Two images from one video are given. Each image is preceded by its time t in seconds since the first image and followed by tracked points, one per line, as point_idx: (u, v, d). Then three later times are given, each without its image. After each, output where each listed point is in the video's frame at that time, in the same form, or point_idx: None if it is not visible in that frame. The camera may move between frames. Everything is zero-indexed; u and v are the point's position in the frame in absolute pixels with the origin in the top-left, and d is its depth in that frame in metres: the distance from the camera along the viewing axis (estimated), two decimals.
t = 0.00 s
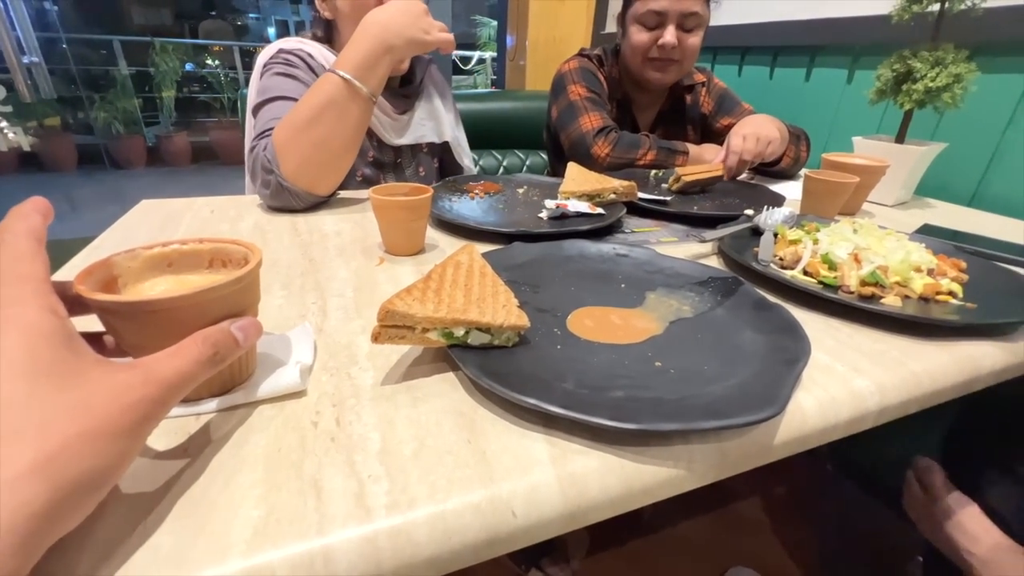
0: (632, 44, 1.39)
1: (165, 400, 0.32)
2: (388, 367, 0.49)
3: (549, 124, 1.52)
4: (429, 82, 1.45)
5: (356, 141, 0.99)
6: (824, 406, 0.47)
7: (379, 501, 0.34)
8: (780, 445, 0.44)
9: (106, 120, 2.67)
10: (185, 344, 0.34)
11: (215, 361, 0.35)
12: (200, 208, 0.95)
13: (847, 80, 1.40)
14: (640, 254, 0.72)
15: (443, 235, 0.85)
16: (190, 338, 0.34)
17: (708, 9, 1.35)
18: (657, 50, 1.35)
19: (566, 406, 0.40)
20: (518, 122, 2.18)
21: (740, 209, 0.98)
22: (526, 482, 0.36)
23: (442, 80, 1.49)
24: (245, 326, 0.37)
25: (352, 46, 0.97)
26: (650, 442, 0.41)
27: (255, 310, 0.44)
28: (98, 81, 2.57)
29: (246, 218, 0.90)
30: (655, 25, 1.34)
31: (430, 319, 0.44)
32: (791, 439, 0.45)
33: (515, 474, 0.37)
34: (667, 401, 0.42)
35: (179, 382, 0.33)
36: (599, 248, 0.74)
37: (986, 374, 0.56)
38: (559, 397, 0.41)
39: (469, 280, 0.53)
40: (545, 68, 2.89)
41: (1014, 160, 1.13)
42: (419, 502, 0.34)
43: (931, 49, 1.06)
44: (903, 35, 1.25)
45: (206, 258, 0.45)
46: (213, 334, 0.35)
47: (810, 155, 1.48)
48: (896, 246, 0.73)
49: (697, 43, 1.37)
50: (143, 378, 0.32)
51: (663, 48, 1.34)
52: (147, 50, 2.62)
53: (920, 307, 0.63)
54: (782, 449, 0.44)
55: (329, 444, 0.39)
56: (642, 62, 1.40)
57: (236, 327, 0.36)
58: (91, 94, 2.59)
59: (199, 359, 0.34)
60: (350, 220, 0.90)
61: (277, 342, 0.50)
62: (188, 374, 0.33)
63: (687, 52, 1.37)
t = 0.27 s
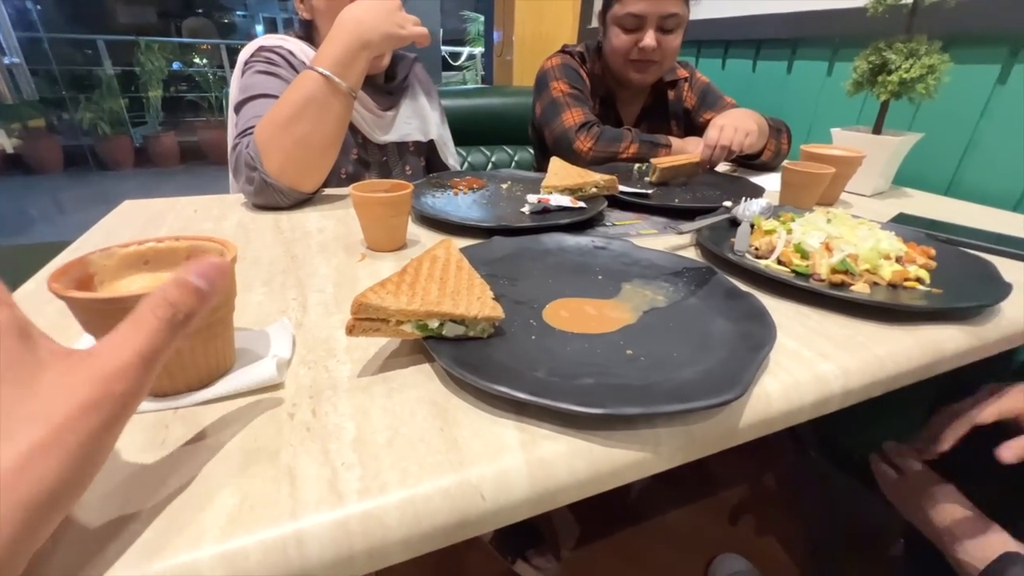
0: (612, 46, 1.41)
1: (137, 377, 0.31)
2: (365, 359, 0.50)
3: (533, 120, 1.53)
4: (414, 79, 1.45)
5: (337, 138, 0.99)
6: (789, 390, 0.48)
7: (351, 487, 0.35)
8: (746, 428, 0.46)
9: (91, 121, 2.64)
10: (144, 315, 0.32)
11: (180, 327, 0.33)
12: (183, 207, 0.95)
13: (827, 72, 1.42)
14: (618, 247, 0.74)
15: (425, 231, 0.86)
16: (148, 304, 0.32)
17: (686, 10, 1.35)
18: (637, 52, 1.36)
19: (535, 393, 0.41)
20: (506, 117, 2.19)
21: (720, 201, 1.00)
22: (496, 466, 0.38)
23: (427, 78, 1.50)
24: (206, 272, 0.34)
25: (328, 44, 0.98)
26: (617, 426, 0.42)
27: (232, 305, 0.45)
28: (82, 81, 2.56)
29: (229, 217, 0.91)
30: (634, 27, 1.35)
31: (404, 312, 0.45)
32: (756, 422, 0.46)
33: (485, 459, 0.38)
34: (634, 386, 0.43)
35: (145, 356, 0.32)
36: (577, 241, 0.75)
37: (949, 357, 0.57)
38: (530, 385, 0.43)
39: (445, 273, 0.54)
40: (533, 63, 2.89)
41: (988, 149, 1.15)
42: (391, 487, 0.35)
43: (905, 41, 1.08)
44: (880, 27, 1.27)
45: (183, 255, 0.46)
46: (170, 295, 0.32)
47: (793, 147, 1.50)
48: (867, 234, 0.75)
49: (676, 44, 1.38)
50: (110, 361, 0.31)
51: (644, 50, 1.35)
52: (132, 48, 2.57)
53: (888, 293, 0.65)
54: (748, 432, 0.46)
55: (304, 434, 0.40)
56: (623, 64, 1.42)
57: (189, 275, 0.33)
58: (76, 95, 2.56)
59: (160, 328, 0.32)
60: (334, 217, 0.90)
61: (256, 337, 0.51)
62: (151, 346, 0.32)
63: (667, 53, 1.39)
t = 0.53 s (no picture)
0: (592, 34, 1.39)
1: (117, 306, 0.22)
2: (332, 344, 0.49)
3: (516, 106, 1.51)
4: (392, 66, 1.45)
5: (314, 123, 0.98)
6: (761, 366, 0.48)
7: (310, 470, 0.35)
8: (717, 404, 0.45)
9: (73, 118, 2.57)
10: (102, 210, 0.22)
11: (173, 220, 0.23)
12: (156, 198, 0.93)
13: (811, 53, 1.41)
14: (596, 229, 0.73)
15: (403, 217, 0.85)
16: (105, 199, 0.23)
17: None
18: (617, 39, 1.35)
19: (501, 372, 0.41)
20: (492, 105, 2.16)
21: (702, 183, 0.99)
22: (460, 446, 0.37)
23: (405, 65, 1.49)
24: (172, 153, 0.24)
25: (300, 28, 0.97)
26: (586, 405, 0.42)
27: (191, 290, 0.44)
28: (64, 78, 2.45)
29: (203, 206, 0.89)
30: (612, 14, 1.34)
31: (367, 294, 0.44)
32: (728, 398, 0.46)
33: (450, 440, 0.38)
34: (603, 364, 0.43)
35: (126, 270, 0.22)
36: (555, 224, 0.74)
37: (923, 330, 0.57)
38: (496, 364, 0.42)
39: (414, 256, 0.53)
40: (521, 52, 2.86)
41: (970, 127, 1.15)
42: (351, 470, 0.35)
43: (885, 19, 1.07)
44: (862, 6, 1.26)
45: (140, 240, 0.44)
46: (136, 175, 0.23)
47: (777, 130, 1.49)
48: (846, 212, 0.74)
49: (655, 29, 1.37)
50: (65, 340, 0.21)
51: (624, 37, 1.34)
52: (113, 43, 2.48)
53: (865, 270, 0.65)
54: (720, 408, 0.46)
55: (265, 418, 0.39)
56: (604, 51, 1.40)
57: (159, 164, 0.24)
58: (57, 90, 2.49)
59: (142, 227, 0.23)
60: (310, 205, 0.89)
61: (221, 324, 0.50)
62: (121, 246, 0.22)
63: (647, 38, 1.37)
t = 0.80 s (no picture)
0: (580, 14, 1.35)
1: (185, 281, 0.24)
2: (297, 345, 0.46)
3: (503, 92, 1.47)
4: (370, 52, 1.41)
5: (292, 113, 0.93)
6: (751, 360, 0.46)
7: (262, 486, 0.32)
8: (704, 401, 0.43)
9: (56, 112, 2.49)
10: (184, 204, 0.25)
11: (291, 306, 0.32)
12: (125, 192, 0.89)
13: (804, 32, 1.37)
14: (581, 217, 0.70)
15: (381, 208, 0.81)
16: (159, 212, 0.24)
17: None
18: (605, 18, 1.31)
19: (472, 374, 0.38)
20: (480, 92, 2.11)
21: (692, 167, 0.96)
22: (427, 455, 0.35)
23: (384, 50, 1.45)
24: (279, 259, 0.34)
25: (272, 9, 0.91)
26: (565, 406, 0.39)
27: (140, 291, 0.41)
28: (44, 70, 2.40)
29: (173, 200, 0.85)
30: None
31: (328, 292, 0.42)
32: (715, 395, 0.44)
33: (416, 448, 0.35)
34: (582, 362, 0.40)
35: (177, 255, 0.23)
36: (538, 213, 0.71)
37: (920, 318, 0.55)
38: (466, 365, 0.39)
39: (384, 250, 0.50)
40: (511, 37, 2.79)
41: (966, 106, 1.12)
42: (307, 484, 0.32)
43: None
44: None
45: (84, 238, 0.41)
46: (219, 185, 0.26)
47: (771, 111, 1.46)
48: (840, 195, 0.72)
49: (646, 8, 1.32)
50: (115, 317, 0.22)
51: (612, 16, 1.30)
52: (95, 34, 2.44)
53: (859, 255, 0.62)
54: (708, 405, 0.43)
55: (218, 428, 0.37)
56: (592, 32, 1.36)
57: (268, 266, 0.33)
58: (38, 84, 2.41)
59: (267, 309, 0.31)
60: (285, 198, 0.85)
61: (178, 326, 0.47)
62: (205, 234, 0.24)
63: (636, 17, 1.33)
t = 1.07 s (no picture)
0: None
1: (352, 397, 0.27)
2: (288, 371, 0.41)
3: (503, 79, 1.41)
4: (361, 39, 1.34)
5: (281, 107, 0.87)
6: (794, 379, 0.41)
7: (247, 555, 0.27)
8: (745, 428, 0.39)
9: (43, 106, 2.37)
10: (339, 348, 0.28)
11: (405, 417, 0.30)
12: (104, 194, 0.84)
13: (819, 10, 1.30)
14: (594, 215, 0.65)
15: (378, 208, 0.76)
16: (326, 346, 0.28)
17: None
18: None
19: (486, 410, 0.33)
20: (478, 79, 2.04)
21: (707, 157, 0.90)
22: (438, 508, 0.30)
23: (377, 37, 1.39)
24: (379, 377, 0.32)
25: None
26: (592, 442, 0.35)
27: (106, 318, 0.36)
28: (30, 63, 2.30)
29: (154, 202, 0.80)
30: None
31: (321, 316, 0.36)
32: (756, 420, 0.39)
33: (425, 499, 0.31)
34: (610, 391, 0.36)
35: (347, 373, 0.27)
36: (548, 211, 0.66)
37: (970, 324, 0.50)
38: (478, 398, 0.34)
39: (382, 261, 0.45)
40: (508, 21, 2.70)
41: (993, 87, 1.06)
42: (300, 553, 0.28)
43: None
44: None
45: (39, 259, 0.36)
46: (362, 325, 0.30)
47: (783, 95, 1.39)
48: (872, 187, 0.66)
49: None
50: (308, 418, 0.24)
51: None
52: (81, 24, 2.33)
53: (898, 254, 0.57)
54: (750, 431, 0.39)
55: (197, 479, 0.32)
56: (597, 13, 1.29)
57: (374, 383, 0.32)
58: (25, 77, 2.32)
59: (388, 424, 0.29)
60: (275, 197, 0.79)
61: (154, 353, 0.42)
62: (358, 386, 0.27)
63: None
